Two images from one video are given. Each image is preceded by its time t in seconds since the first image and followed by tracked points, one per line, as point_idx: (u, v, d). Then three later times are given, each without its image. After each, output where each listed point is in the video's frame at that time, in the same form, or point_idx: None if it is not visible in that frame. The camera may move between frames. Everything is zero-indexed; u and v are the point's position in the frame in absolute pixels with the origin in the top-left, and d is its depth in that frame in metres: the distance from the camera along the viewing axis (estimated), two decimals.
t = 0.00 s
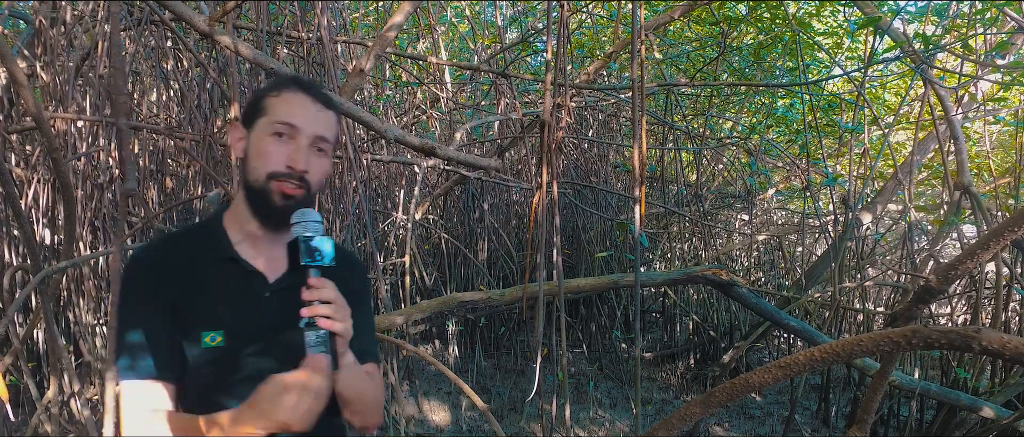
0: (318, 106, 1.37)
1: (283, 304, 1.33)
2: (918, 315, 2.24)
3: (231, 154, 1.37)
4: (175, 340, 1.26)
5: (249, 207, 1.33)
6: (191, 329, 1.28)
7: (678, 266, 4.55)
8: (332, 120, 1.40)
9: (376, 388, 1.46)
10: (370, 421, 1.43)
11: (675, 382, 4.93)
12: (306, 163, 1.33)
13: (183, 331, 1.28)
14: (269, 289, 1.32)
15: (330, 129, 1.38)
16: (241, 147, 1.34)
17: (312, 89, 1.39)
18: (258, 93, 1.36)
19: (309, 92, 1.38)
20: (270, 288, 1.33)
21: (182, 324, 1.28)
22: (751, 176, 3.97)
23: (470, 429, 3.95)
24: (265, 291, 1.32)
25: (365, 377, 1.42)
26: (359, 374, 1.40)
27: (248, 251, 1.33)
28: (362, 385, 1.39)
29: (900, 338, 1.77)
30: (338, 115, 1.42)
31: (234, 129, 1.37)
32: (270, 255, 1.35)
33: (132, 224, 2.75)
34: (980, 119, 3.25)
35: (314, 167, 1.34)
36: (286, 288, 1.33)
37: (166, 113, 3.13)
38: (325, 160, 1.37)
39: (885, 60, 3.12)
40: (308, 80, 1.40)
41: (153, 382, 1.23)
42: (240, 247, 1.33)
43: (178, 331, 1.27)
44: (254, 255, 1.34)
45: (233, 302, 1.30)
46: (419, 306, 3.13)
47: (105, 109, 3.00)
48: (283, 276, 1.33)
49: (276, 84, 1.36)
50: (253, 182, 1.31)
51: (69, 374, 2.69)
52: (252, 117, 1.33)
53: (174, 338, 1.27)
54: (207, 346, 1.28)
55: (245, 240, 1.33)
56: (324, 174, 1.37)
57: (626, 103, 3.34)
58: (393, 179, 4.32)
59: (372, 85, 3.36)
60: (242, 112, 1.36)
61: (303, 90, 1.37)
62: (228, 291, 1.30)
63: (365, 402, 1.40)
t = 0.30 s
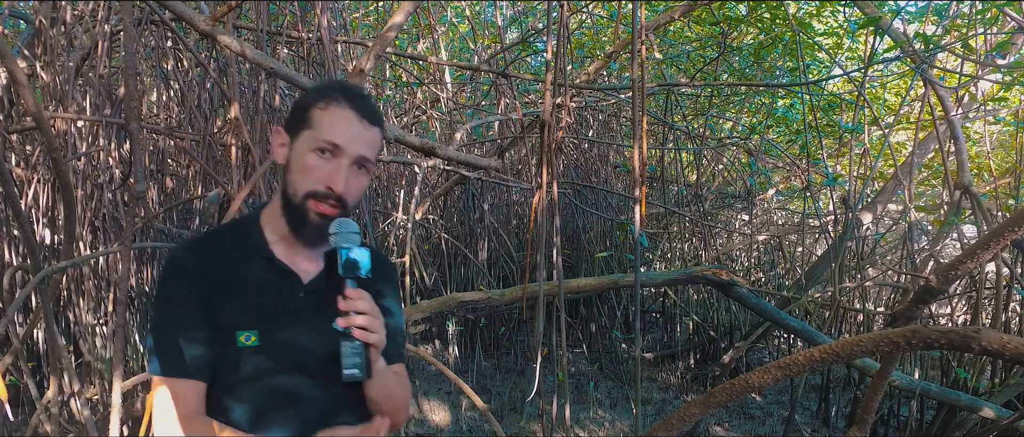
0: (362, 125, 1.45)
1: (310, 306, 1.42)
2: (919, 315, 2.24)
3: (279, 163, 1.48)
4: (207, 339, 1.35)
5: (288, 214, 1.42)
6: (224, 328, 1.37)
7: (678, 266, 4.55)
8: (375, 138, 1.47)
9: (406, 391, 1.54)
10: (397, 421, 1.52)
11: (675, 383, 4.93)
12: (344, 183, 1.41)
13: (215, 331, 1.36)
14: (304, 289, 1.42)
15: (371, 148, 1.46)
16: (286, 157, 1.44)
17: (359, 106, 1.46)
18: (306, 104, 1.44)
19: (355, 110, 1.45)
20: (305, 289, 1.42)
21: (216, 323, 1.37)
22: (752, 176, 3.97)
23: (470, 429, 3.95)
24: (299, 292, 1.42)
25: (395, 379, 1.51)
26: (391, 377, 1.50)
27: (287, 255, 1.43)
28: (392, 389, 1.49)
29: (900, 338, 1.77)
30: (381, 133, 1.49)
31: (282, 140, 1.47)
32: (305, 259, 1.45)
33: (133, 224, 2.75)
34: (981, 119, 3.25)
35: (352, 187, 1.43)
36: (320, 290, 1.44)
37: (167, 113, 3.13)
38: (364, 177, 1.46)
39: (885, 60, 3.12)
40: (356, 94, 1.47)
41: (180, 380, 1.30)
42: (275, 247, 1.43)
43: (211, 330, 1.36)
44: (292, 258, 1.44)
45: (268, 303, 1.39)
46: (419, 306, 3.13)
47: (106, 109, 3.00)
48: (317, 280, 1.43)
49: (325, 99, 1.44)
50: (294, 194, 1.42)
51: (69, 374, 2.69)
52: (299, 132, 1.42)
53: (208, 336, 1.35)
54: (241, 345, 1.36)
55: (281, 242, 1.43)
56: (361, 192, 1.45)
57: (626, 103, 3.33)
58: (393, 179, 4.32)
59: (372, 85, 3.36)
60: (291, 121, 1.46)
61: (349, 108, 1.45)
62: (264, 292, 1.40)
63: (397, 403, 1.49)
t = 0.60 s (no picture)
0: (382, 132, 1.52)
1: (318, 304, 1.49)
2: (919, 316, 2.23)
3: (303, 166, 1.57)
4: (225, 341, 1.43)
5: (310, 218, 1.51)
6: (243, 330, 1.45)
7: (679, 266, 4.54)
8: (395, 144, 1.55)
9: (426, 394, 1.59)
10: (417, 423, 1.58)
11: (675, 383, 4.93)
12: (362, 190, 1.50)
13: (235, 333, 1.45)
14: (324, 290, 1.50)
15: (391, 154, 1.53)
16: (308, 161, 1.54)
17: (380, 112, 1.53)
18: (328, 108, 1.53)
19: (376, 115, 1.53)
20: (325, 290, 1.50)
21: (235, 326, 1.46)
22: (752, 176, 3.97)
23: (470, 429, 3.94)
24: (320, 293, 1.50)
25: (413, 382, 1.55)
26: (410, 380, 1.54)
27: (309, 257, 1.52)
28: (410, 392, 1.52)
29: (899, 339, 1.80)
30: (401, 139, 1.57)
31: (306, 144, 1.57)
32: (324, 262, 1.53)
33: (132, 223, 2.75)
34: (980, 119, 3.24)
35: (371, 193, 1.51)
36: (339, 292, 1.52)
37: (167, 113, 3.13)
38: (383, 183, 1.54)
39: (885, 60, 3.12)
40: (378, 99, 1.55)
41: (195, 377, 1.38)
42: (297, 247, 1.52)
43: (230, 332, 1.45)
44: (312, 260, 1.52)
45: (289, 304, 1.48)
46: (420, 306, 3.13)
47: (106, 109, 3.01)
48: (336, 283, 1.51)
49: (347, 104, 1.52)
50: (314, 198, 1.51)
51: (69, 373, 2.69)
52: (321, 138, 1.51)
53: (227, 338, 1.44)
54: (262, 344, 1.45)
55: (302, 242, 1.52)
56: (379, 198, 1.53)
57: (626, 103, 3.33)
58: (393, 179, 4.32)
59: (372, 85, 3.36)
60: (314, 125, 1.55)
61: (370, 113, 1.52)
62: (283, 293, 1.48)
63: (412, 405, 1.53)
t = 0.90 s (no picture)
0: (384, 127, 1.69)
1: (322, 305, 1.64)
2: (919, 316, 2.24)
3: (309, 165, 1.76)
4: (232, 340, 1.55)
5: (317, 216, 1.68)
6: (251, 330, 1.58)
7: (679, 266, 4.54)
8: (397, 138, 1.72)
9: (427, 387, 1.74)
10: (420, 415, 1.73)
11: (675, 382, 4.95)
12: (366, 184, 1.66)
13: (242, 332, 1.58)
14: (333, 289, 1.65)
15: (392, 148, 1.70)
16: (316, 159, 1.71)
17: (381, 108, 1.71)
18: (333, 110, 1.72)
19: (378, 112, 1.70)
20: (333, 288, 1.65)
21: (242, 326, 1.58)
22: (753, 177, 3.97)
23: (470, 429, 3.94)
24: (327, 291, 1.65)
25: (415, 377, 1.70)
26: (412, 375, 1.69)
27: (319, 255, 1.68)
28: (412, 384, 1.68)
29: (899, 339, 1.79)
30: (403, 133, 1.74)
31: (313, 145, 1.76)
32: (333, 258, 1.70)
33: (132, 223, 2.76)
34: (980, 119, 3.24)
35: (374, 185, 1.68)
36: (347, 287, 1.67)
37: (167, 113, 3.12)
38: (386, 177, 1.71)
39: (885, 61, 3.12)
40: (379, 97, 1.73)
41: (205, 375, 1.50)
42: (308, 249, 1.68)
43: (237, 332, 1.57)
44: (323, 257, 1.69)
45: (296, 304, 1.61)
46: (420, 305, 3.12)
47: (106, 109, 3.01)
48: (343, 277, 1.66)
49: (350, 102, 1.70)
50: (321, 194, 1.68)
51: (69, 373, 2.69)
52: (327, 137, 1.69)
53: (234, 337, 1.56)
54: (270, 342, 1.58)
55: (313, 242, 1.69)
56: (382, 190, 1.70)
57: (626, 103, 3.33)
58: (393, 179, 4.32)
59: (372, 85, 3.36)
60: (321, 127, 1.74)
61: (372, 111, 1.70)
62: (289, 294, 1.62)
63: (417, 400, 1.70)
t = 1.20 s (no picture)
0: (375, 108, 1.56)
1: (312, 300, 1.53)
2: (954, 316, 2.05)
3: (296, 151, 1.63)
4: (213, 337, 1.46)
5: (305, 206, 1.55)
6: (234, 326, 1.49)
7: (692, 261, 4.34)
8: (389, 120, 1.59)
9: (425, 388, 1.64)
10: (417, 419, 1.63)
11: (688, 386, 4.78)
12: (357, 169, 1.53)
13: (224, 329, 1.48)
14: (323, 282, 1.55)
15: (384, 130, 1.57)
16: (302, 144, 1.58)
17: (371, 88, 1.58)
18: (320, 90, 1.58)
19: (368, 92, 1.57)
20: (324, 282, 1.55)
21: (224, 322, 1.49)
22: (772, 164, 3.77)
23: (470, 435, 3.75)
24: (318, 285, 1.55)
25: (412, 378, 1.59)
26: (409, 376, 1.58)
27: (308, 247, 1.58)
28: (408, 386, 1.57)
29: (928, 340, 1.93)
30: (396, 115, 1.61)
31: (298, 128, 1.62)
32: (323, 250, 1.60)
33: (104, 215, 2.55)
34: (1016, 104, 3.00)
35: (366, 171, 1.55)
36: (337, 281, 1.56)
37: (141, 96, 2.90)
38: (378, 162, 1.58)
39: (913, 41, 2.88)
40: (369, 76, 1.59)
41: (184, 375, 1.41)
42: (296, 241, 1.58)
43: (219, 329, 1.48)
44: (310, 248, 1.59)
45: (283, 298, 1.51)
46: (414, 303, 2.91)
47: (76, 91, 2.79)
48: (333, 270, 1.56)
49: (338, 82, 1.56)
50: (309, 183, 1.55)
51: (35, 377, 2.50)
52: (313, 120, 1.56)
53: (215, 335, 1.47)
54: (255, 340, 1.48)
55: (302, 234, 1.58)
56: (375, 177, 1.57)
57: (635, 86, 3.10)
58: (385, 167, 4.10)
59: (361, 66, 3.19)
60: (307, 109, 1.60)
61: (362, 91, 1.57)
62: (275, 287, 1.52)
63: (414, 403, 1.60)
